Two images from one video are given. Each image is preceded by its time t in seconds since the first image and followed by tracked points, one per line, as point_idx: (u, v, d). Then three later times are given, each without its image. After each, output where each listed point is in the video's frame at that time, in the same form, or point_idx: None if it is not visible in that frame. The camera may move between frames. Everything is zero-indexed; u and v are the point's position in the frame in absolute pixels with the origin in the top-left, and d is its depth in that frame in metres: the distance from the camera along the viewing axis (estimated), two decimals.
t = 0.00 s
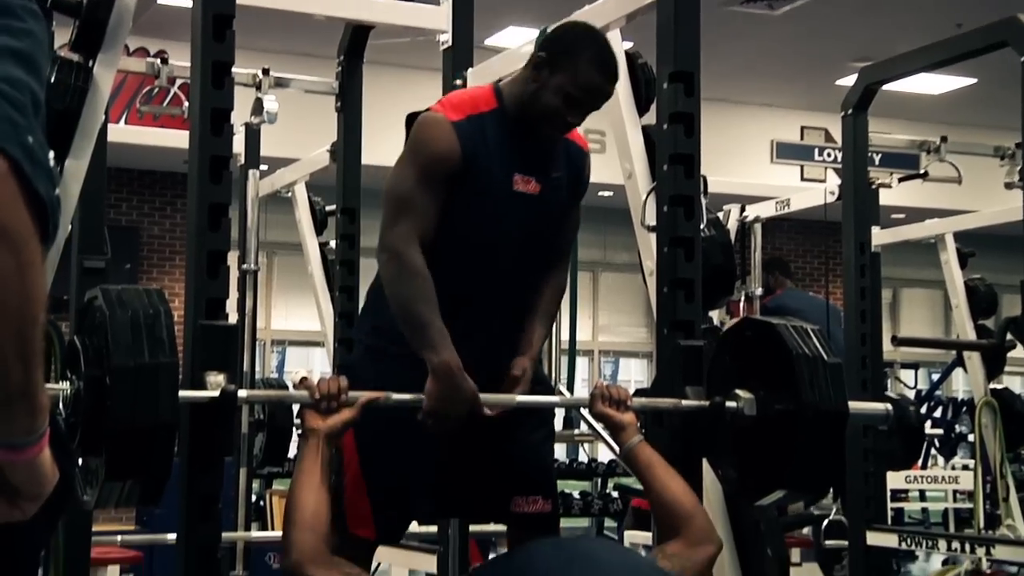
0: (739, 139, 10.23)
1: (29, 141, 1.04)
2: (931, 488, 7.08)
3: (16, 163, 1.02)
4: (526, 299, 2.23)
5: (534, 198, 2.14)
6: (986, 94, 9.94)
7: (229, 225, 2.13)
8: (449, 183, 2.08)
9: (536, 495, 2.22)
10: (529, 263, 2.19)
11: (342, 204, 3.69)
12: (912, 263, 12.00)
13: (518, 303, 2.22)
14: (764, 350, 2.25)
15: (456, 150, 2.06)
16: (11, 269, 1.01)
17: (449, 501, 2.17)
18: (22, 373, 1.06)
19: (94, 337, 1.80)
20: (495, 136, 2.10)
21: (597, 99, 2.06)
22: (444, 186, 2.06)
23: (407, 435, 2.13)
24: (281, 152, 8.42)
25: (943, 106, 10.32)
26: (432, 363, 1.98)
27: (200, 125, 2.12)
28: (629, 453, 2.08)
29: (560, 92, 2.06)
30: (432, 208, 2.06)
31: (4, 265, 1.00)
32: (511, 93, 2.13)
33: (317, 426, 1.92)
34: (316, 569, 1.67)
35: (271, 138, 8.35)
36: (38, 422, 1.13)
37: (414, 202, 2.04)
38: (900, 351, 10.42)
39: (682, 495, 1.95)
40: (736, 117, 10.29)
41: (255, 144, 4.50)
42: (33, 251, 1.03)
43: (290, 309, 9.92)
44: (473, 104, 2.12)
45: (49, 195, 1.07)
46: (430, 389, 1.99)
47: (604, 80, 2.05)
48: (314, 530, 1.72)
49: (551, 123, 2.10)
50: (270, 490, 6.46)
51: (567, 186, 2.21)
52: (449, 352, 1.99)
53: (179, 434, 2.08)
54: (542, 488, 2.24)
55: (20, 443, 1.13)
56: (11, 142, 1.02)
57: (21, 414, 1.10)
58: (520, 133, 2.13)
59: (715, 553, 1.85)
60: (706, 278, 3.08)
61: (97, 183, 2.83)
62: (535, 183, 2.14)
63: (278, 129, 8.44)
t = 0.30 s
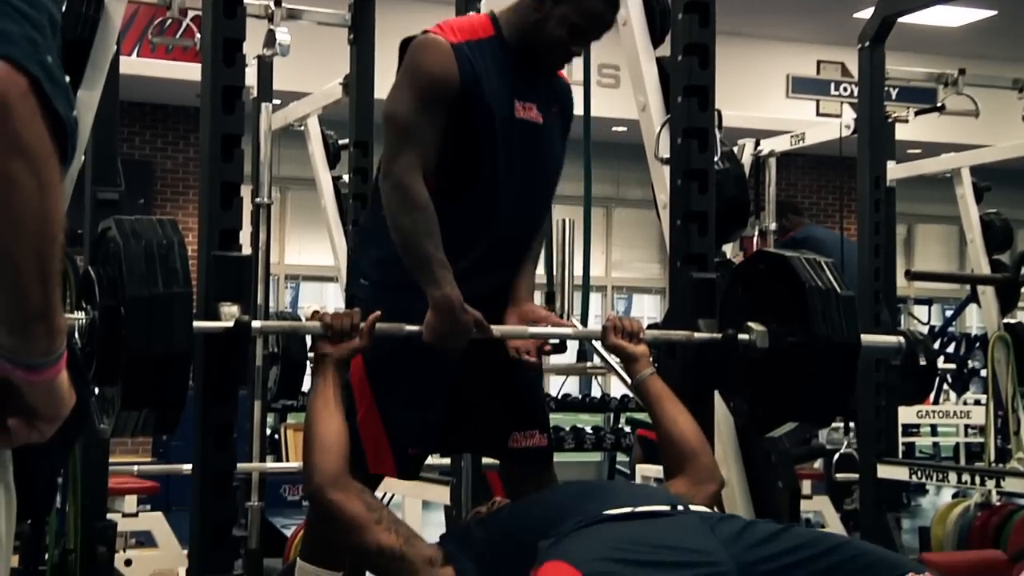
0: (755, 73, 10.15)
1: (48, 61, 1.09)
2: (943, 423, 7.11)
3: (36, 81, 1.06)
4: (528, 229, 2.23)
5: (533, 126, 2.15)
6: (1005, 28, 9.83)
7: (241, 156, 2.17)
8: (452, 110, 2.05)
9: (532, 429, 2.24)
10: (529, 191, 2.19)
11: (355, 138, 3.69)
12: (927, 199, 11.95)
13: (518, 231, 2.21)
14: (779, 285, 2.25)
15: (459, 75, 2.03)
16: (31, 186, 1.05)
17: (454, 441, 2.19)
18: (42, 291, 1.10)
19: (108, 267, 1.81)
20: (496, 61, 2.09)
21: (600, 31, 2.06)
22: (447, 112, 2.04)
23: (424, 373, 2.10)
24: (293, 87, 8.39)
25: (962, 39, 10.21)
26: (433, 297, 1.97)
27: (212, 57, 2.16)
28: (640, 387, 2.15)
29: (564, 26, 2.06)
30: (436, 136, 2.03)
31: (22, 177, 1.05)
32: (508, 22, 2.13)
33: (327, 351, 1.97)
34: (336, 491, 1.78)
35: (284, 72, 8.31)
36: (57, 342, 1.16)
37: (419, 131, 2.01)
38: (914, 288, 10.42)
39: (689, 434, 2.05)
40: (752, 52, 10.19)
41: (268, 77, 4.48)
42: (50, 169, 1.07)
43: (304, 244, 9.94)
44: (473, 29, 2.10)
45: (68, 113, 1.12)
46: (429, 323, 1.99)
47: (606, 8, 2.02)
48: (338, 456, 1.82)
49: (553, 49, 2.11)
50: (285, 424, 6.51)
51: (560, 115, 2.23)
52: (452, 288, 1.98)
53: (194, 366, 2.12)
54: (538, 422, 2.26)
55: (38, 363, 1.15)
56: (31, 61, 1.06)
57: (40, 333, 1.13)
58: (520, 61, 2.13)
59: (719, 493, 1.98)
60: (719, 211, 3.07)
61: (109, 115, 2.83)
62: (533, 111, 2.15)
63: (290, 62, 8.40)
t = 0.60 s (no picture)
0: (766, 54, 10.12)
1: (63, 40, 1.02)
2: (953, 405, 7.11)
3: (52, 62, 0.99)
4: (521, 198, 2.24)
5: (522, 91, 2.16)
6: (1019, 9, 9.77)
7: (251, 136, 2.18)
8: (445, 75, 2.06)
9: (555, 409, 2.25)
10: (520, 158, 2.20)
11: (365, 119, 3.68)
12: (938, 180, 11.92)
13: (516, 203, 2.21)
14: (790, 264, 2.24)
15: (451, 39, 2.03)
16: (46, 165, 0.98)
17: (467, 419, 2.21)
18: (55, 272, 1.04)
19: (118, 247, 1.81)
20: (487, 26, 2.11)
21: None
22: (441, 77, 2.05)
23: (436, 351, 2.11)
24: (302, 68, 8.39)
25: (975, 20, 10.16)
26: (440, 273, 1.99)
27: (223, 35, 2.17)
28: (643, 367, 2.18)
29: None
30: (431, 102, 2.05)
31: (39, 158, 0.98)
32: None
33: (341, 334, 1.97)
34: (340, 480, 1.80)
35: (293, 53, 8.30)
36: (70, 322, 1.12)
37: (416, 99, 2.02)
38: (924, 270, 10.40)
39: (690, 415, 2.08)
40: (764, 33, 10.15)
41: (278, 58, 4.47)
42: (66, 146, 1.00)
43: (314, 225, 9.96)
44: None
45: (83, 94, 1.05)
46: (436, 302, 1.99)
47: None
48: (339, 444, 1.83)
49: (542, 10, 2.15)
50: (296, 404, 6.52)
51: (548, 83, 2.25)
52: (457, 263, 2.00)
53: (205, 346, 2.13)
54: (561, 402, 2.26)
55: (52, 343, 1.11)
56: (46, 40, 0.99)
57: (54, 314, 1.08)
58: (507, 22, 2.15)
59: (720, 467, 2.02)
60: (730, 191, 3.07)
61: (118, 95, 2.82)
62: (522, 76, 2.16)
63: (300, 43, 8.39)
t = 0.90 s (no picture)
0: (766, 53, 10.12)
1: (74, 37, 0.99)
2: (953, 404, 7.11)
3: (64, 60, 0.97)
4: (547, 207, 2.22)
5: (553, 103, 2.14)
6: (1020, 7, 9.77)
7: (252, 134, 2.19)
8: (472, 77, 2.04)
9: (562, 407, 2.25)
10: (545, 170, 2.18)
11: (365, 117, 3.68)
12: (939, 179, 11.92)
13: (538, 210, 2.20)
14: (789, 262, 2.24)
15: (481, 40, 2.01)
16: (55, 162, 0.97)
17: (473, 418, 2.20)
18: (61, 270, 1.04)
19: (118, 246, 1.81)
20: (520, 32, 2.09)
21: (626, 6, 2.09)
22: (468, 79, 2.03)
23: (438, 348, 2.10)
24: (302, 66, 8.39)
25: (976, 19, 10.15)
26: (443, 269, 2.00)
27: (223, 31, 2.17)
28: (644, 366, 2.18)
29: None
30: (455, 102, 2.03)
31: (46, 157, 0.96)
32: None
33: (338, 330, 1.98)
34: (343, 469, 1.80)
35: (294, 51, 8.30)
36: (75, 320, 1.11)
37: (439, 97, 2.01)
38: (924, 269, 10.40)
39: (691, 415, 2.08)
40: (764, 32, 10.15)
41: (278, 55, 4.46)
42: (76, 144, 0.98)
43: (314, 224, 9.96)
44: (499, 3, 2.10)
45: (92, 93, 1.03)
46: (436, 298, 1.99)
47: None
48: (345, 436, 1.83)
49: (585, 22, 2.14)
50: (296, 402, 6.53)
51: (583, 98, 2.23)
52: (459, 258, 2.00)
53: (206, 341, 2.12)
54: (567, 401, 2.27)
55: (57, 341, 1.11)
56: (58, 38, 0.97)
57: (59, 311, 1.08)
58: (544, 34, 2.14)
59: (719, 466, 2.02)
60: (731, 189, 3.07)
61: (119, 92, 2.82)
62: (553, 88, 2.14)
63: (301, 41, 8.38)
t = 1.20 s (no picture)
0: (764, 52, 10.13)
1: (81, 38, 1.00)
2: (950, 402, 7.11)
3: (71, 61, 0.97)
4: (526, 202, 2.23)
5: (534, 98, 2.15)
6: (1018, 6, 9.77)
7: (249, 132, 2.19)
8: (451, 76, 2.03)
9: (560, 404, 2.27)
10: (526, 165, 2.19)
11: (363, 117, 3.67)
12: (937, 177, 11.92)
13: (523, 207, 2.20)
14: (787, 262, 2.24)
15: (461, 39, 2.01)
16: (63, 163, 0.97)
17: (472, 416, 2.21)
18: (68, 270, 1.04)
19: (117, 244, 1.81)
20: (499, 29, 2.09)
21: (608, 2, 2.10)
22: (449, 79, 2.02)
23: (433, 349, 2.10)
24: (300, 65, 8.38)
25: (975, 18, 10.15)
26: (441, 267, 2.00)
27: (222, 29, 2.18)
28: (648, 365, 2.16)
29: None
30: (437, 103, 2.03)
31: (54, 158, 0.96)
32: None
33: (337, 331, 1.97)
34: (337, 479, 1.77)
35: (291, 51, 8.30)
36: (81, 319, 1.11)
37: (420, 99, 2.01)
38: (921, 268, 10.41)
39: (697, 414, 2.05)
40: (763, 31, 10.15)
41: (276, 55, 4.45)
42: (83, 144, 0.98)
43: (312, 223, 9.96)
44: None
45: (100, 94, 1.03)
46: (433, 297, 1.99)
47: None
48: (338, 443, 1.81)
49: (563, 17, 2.15)
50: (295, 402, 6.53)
51: (558, 92, 2.25)
52: (456, 256, 2.01)
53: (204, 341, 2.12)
54: (564, 397, 2.28)
55: (62, 341, 1.11)
56: (65, 37, 0.97)
57: (64, 310, 1.08)
58: (523, 30, 2.15)
59: (725, 473, 1.98)
60: (729, 188, 3.07)
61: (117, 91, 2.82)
62: (534, 83, 2.15)
63: (298, 40, 8.38)
